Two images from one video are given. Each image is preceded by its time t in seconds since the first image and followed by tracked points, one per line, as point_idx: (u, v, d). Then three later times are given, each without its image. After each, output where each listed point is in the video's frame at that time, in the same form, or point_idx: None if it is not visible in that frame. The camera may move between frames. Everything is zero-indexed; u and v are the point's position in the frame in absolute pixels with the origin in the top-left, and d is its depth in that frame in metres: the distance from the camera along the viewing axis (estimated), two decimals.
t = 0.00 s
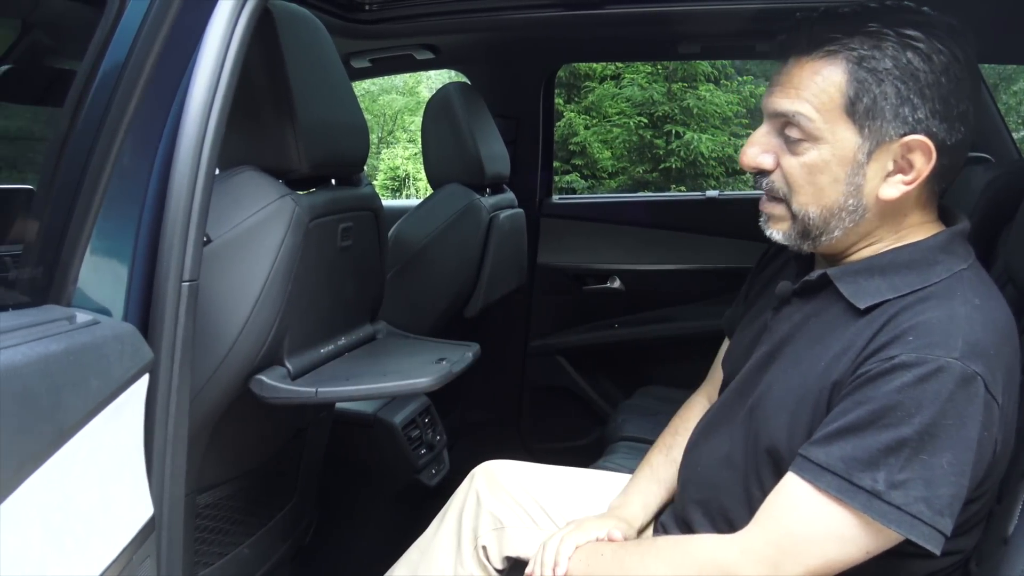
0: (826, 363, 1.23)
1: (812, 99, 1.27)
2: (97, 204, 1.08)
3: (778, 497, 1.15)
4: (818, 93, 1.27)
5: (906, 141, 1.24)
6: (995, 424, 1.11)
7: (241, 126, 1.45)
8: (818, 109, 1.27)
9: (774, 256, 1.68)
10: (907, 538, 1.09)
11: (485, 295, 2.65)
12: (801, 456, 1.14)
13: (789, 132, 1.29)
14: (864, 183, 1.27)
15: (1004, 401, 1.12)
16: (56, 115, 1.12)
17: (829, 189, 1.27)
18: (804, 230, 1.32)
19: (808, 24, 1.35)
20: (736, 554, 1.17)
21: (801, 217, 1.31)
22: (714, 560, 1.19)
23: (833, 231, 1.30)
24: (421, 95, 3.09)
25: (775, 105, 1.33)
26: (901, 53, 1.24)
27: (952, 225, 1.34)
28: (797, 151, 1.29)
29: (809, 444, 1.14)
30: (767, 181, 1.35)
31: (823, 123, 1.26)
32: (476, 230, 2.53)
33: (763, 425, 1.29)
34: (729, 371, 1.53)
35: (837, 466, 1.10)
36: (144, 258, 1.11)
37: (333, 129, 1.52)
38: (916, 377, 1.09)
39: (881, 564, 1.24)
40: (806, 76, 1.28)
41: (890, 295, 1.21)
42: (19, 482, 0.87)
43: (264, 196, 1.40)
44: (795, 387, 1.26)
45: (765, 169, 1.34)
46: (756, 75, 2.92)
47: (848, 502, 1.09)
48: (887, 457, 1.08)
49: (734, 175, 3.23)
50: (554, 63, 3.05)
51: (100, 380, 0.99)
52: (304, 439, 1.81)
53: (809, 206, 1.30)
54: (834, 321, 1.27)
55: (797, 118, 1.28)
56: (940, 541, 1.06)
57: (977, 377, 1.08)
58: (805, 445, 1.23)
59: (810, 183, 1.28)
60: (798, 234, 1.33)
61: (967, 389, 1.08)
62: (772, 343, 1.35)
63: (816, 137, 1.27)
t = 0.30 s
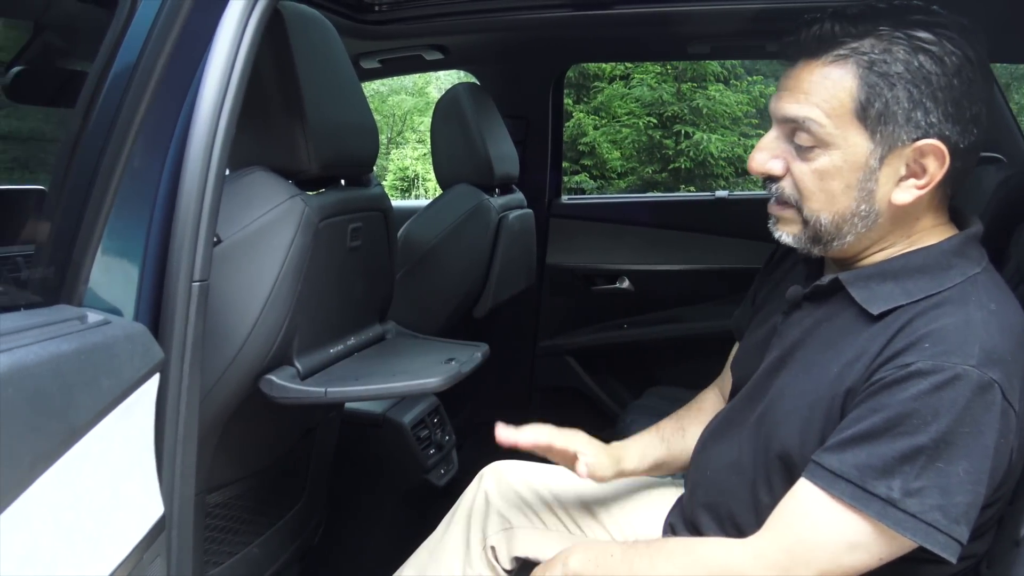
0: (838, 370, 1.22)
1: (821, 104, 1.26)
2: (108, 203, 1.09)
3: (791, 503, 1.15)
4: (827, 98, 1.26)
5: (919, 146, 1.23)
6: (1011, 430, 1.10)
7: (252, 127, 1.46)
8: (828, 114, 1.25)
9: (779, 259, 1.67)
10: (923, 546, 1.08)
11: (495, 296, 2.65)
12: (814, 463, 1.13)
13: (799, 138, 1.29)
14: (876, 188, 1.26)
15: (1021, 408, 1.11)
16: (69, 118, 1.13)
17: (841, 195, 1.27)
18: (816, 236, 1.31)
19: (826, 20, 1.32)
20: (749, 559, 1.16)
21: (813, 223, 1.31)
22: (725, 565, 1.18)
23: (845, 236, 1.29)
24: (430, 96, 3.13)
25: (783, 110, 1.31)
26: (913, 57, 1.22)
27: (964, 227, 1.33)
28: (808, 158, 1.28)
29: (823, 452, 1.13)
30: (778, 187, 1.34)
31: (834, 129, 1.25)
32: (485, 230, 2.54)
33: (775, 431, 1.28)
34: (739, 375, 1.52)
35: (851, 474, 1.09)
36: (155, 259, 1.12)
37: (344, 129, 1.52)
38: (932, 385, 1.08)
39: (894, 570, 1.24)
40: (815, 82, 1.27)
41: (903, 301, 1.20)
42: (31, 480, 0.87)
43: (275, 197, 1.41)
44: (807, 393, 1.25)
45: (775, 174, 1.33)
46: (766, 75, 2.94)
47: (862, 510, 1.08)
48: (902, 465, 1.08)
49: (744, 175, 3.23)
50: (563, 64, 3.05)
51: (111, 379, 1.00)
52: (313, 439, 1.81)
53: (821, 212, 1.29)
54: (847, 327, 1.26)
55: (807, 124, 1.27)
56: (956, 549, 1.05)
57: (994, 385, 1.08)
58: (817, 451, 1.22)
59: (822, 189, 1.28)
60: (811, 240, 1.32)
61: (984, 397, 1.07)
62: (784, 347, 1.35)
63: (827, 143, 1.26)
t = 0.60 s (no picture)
0: (839, 372, 1.22)
1: (813, 111, 1.26)
2: (116, 203, 1.09)
3: (793, 505, 1.14)
4: (818, 104, 1.25)
5: (913, 148, 1.22)
6: (1013, 431, 1.10)
7: (257, 127, 1.46)
8: (820, 120, 1.25)
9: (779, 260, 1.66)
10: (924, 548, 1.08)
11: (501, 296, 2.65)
12: (815, 465, 1.13)
13: (793, 144, 1.28)
14: (873, 191, 1.25)
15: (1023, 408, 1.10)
16: (76, 118, 1.12)
17: (838, 200, 1.26)
18: (816, 241, 1.31)
19: (813, 25, 1.32)
20: (751, 562, 1.15)
21: (812, 229, 1.30)
22: (727, 567, 1.18)
23: (845, 240, 1.29)
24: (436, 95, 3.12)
25: (776, 117, 1.31)
26: (902, 59, 1.21)
27: (964, 227, 1.32)
28: (803, 164, 1.28)
29: (824, 454, 1.13)
30: (775, 194, 1.34)
31: (826, 134, 1.25)
32: (491, 229, 2.52)
33: (777, 434, 1.28)
34: (743, 376, 1.52)
35: (852, 476, 1.09)
36: (162, 259, 1.12)
37: (351, 130, 1.53)
38: (932, 387, 1.08)
39: (896, 571, 1.23)
40: (806, 88, 1.27)
41: (902, 303, 1.20)
42: (41, 478, 0.88)
43: (281, 197, 1.41)
44: (809, 395, 1.25)
45: (771, 181, 1.33)
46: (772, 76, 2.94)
47: (863, 512, 1.08)
48: (902, 467, 1.08)
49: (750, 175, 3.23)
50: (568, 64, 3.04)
51: (118, 379, 1.00)
52: (319, 438, 1.81)
53: (818, 218, 1.29)
54: (848, 329, 1.25)
55: (800, 131, 1.27)
56: (958, 551, 1.05)
57: (994, 386, 1.07)
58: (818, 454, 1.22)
59: (818, 195, 1.27)
60: (811, 245, 1.32)
61: (985, 398, 1.07)
62: (784, 350, 1.35)
63: (820, 148, 1.25)
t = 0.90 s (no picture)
0: (843, 372, 1.22)
1: (818, 112, 1.25)
2: (123, 203, 1.10)
3: (798, 506, 1.14)
4: (823, 105, 1.25)
5: (919, 144, 1.22)
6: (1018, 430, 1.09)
7: (262, 128, 1.47)
8: (825, 121, 1.24)
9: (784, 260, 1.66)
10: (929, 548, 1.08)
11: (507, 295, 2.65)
12: (819, 465, 1.13)
13: (798, 147, 1.27)
14: (880, 190, 1.24)
15: None
16: (83, 118, 1.13)
17: (845, 201, 1.25)
18: (822, 243, 1.30)
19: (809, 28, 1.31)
20: (756, 562, 1.15)
21: (818, 231, 1.29)
22: (732, 568, 1.18)
23: (851, 241, 1.28)
24: (442, 96, 3.11)
25: (779, 121, 1.31)
26: (901, 59, 1.21)
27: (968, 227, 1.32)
28: (808, 166, 1.27)
29: (828, 454, 1.13)
30: (779, 198, 1.33)
31: (833, 134, 1.24)
32: (497, 230, 2.54)
33: (781, 434, 1.28)
34: (747, 376, 1.52)
35: (856, 476, 1.09)
36: (169, 260, 1.12)
37: (356, 130, 1.53)
38: (936, 386, 1.07)
39: (902, 572, 1.23)
40: (810, 90, 1.26)
41: (906, 303, 1.20)
42: (47, 479, 0.88)
43: (286, 198, 1.42)
44: (813, 395, 1.25)
45: (776, 185, 1.31)
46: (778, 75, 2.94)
47: (867, 512, 1.08)
48: (906, 467, 1.07)
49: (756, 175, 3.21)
50: (573, 64, 3.05)
51: (124, 379, 1.00)
52: (325, 438, 1.82)
53: (825, 220, 1.28)
54: (852, 329, 1.25)
55: (805, 133, 1.26)
56: (963, 551, 1.05)
57: (998, 385, 1.06)
58: (822, 454, 1.21)
59: (825, 196, 1.26)
60: (817, 248, 1.31)
61: (989, 398, 1.06)
62: (788, 351, 1.34)
63: (827, 149, 1.25)
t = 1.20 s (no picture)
0: (849, 371, 1.21)
1: (902, 97, 1.20)
2: (126, 205, 1.10)
3: (803, 505, 1.14)
4: (907, 90, 1.20)
5: (970, 127, 1.26)
6: None
7: (266, 130, 1.47)
8: (912, 106, 1.20)
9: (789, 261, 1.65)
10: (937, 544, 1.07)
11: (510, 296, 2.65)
12: (825, 463, 1.12)
13: (882, 135, 1.20)
14: (946, 176, 1.24)
15: None
16: (87, 118, 1.12)
17: (924, 188, 1.22)
18: (895, 240, 1.23)
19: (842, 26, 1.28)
20: (761, 562, 1.15)
21: (895, 226, 1.22)
22: (737, 569, 1.17)
23: (918, 234, 1.24)
24: (444, 96, 3.12)
25: (850, 110, 1.23)
26: (944, 45, 1.24)
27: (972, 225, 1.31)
28: (892, 155, 1.20)
29: (834, 451, 1.13)
30: (851, 196, 1.23)
31: (918, 119, 1.20)
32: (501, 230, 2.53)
33: (786, 432, 1.28)
34: (752, 376, 1.51)
35: (863, 473, 1.09)
36: (172, 260, 1.13)
37: (360, 130, 1.53)
38: (943, 382, 1.07)
39: (908, 571, 1.22)
40: (886, 75, 1.21)
41: (913, 301, 1.19)
42: (51, 480, 0.88)
43: (289, 199, 1.41)
44: (819, 394, 1.24)
45: (854, 179, 1.22)
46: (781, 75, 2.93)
47: (874, 509, 1.07)
48: (914, 463, 1.07)
49: (759, 175, 3.20)
50: (576, 64, 3.05)
51: (128, 379, 1.00)
52: (328, 438, 1.82)
53: (905, 213, 1.22)
54: (858, 328, 1.25)
55: (892, 119, 1.19)
56: (970, 547, 1.04)
57: (1006, 382, 1.06)
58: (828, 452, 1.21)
59: (908, 186, 1.21)
60: (887, 246, 1.24)
61: (995, 394, 1.06)
62: (793, 351, 1.34)
63: (912, 134, 1.20)
